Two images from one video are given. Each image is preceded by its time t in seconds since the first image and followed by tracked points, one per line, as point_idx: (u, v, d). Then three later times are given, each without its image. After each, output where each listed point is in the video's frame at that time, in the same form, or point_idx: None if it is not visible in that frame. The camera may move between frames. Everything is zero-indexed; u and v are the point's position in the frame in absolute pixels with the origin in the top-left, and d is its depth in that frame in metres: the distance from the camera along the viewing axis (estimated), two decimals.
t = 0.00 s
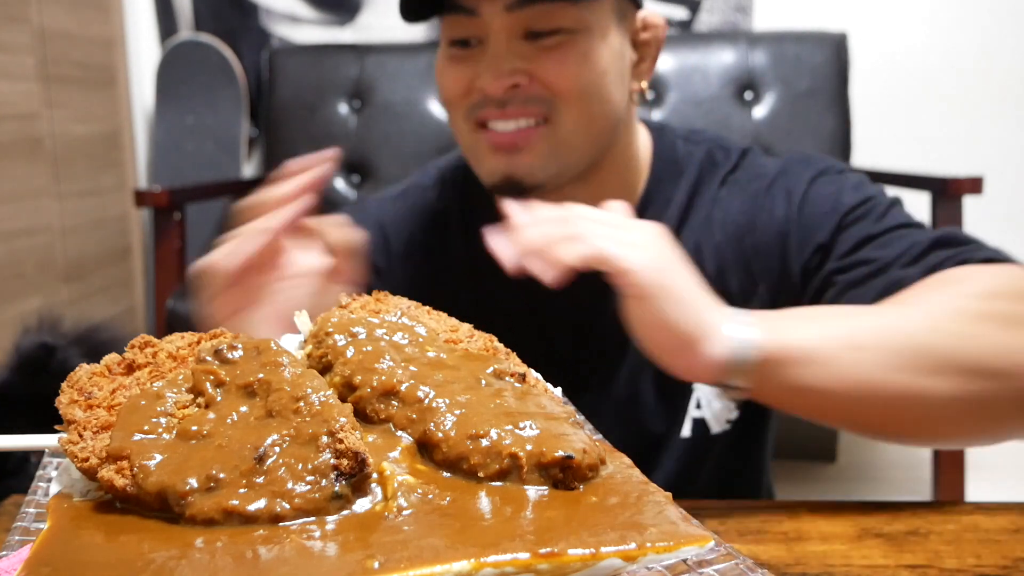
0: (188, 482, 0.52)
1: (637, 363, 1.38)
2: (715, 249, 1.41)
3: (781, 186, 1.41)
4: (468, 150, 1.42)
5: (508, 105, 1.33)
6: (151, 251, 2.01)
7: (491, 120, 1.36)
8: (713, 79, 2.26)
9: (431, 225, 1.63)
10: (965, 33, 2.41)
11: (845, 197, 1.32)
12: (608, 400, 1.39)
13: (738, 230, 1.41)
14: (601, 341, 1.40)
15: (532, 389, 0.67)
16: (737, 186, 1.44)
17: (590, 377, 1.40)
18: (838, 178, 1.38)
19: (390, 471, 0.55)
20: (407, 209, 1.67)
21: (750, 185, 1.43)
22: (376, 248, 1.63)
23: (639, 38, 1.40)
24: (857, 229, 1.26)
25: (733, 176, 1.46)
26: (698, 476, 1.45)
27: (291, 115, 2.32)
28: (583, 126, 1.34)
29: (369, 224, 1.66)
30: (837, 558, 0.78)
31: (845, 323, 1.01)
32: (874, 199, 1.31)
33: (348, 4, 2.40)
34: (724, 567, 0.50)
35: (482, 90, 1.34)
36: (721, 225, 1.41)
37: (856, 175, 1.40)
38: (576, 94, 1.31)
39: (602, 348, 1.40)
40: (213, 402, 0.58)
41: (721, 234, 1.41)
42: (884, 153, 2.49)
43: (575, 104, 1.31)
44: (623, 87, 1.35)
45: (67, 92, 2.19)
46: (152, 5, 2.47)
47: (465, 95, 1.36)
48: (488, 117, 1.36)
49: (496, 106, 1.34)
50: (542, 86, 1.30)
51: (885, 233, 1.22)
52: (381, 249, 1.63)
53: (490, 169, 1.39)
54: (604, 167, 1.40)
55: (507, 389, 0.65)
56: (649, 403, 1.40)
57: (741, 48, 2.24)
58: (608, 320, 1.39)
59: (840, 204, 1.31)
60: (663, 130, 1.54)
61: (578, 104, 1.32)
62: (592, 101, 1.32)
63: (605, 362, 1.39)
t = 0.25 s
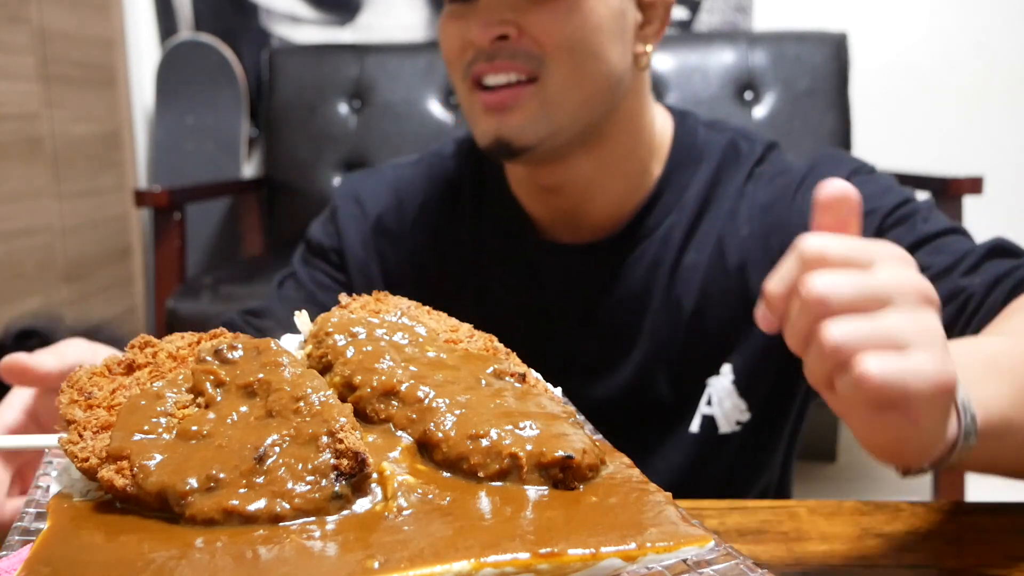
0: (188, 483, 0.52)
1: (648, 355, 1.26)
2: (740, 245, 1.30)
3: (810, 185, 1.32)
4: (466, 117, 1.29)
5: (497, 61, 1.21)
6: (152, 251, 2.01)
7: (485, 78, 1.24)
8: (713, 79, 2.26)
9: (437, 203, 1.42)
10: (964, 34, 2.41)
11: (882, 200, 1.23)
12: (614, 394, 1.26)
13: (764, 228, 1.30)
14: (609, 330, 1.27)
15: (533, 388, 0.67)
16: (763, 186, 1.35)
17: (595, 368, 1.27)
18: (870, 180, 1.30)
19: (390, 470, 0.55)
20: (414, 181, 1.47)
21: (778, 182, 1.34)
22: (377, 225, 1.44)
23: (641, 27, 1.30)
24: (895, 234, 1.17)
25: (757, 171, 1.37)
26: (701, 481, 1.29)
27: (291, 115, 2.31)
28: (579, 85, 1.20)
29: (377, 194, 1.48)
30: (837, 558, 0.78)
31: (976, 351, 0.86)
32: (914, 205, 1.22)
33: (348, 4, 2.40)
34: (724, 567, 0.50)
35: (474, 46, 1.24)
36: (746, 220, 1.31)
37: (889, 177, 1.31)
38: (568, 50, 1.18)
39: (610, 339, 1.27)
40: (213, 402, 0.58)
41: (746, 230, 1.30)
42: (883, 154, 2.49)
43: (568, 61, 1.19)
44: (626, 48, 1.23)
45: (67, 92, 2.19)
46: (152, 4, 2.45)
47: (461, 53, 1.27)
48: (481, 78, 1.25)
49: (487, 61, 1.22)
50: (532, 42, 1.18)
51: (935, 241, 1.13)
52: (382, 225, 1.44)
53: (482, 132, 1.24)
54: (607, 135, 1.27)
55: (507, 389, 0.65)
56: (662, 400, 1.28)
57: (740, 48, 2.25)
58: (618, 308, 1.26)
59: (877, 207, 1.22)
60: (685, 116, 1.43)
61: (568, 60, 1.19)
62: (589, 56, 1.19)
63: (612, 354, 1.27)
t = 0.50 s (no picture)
0: (188, 482, 0.52)
1: (665, 353, 1.24)
2: (766, 246, 1.28)
3: (837, 190, 1.31)
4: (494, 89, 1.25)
5: (531, 34, 1.17)
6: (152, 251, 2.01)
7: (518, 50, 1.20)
8: (713, 80, 2.26)
9: (457, 193, 1.40)
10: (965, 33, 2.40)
11: (910, 212, 1.23)
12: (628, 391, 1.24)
13: (791, 229, 1.29)
14: (628, 326, 1.24)
15: (533, 388, 0.67)
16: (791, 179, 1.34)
17: (610, 364, 1.25)
18: (898, 189, 1.29)
19: (390, 470, 0.55)
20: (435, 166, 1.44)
21: (806, 184, 1.32)
22: (397, 208, 1.42)
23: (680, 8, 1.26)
24: (921, 247, 1.18)
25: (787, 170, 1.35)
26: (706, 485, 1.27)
27: (291, 114, 2.28)
28: (614, 62, 1.17)
29: (397, 174, 1.46)
30: (838, 557, 0.78)
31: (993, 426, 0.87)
32: (944, 218, 1.22)
33: (348, 4, 2.40)
34: (724, 567, 0.49)
35: (507, 16, 1.19)
36: (773, 218, 1.30)
37: (920, 187, 1.31)
38: (607, 25, 1.14)
39: (628, 335, 1.25)
40: (213, 402, 0.58)
41: (774, 230, 1.29)
42: (883, 154, 2.49)
43: (604, 35, 1.15)
44: (664, 26, 1.20)
45: (67, 92, 2.19)
46: (151, 4, 2.43)
47: (493, 24, 1.22)
48: (511, 50, 1.20)
49: (522, 32, 1.18)
50: (569, 16, 1.14)
51: (957, 258, 1.13)
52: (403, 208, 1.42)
53: (512, 104, 1.20)
54: (637, 116, 1.24)
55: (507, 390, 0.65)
56: (675, 402, 1.25)
57: (740, 48, 2.26)
58: (636, 304, 1.24)
59: (905, 217, 1.22)
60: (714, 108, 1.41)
61: (606, 35, 1.15)
62: (628, 33, 1.16)
63: (631, 350, 1.25)
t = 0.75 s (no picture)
0: (188, 483, 0.52)
1: (687, 343, 1.22)
2: (798, 239, 1.27)
3: (870, 184, 1.30)
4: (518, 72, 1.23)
5: (562, 20, 1.15)
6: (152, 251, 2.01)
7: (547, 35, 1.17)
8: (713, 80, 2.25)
9: (478, 180, 1.38)
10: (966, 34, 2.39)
11: (946, 211, 1.21)
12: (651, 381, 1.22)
13: (823, 222, 1.28)
14: (652, 314, 1.23)
15: (533, 389, 0.67)
16: (820, 171, 1.32)
17: (631, 353, 1.23)
18: (932, 187, 1.28)
19: (390, 470, 0.55)
20: (455, 152, 1.43)
21: (838, 178, 1.31)
22: (408, 190, 1.41)
23: None
24: (957, 250, 1.15)
25: (817, 163, 1.34)
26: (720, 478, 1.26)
27: (291, 112, 2.26)
28: (645, 53, 1.16)
29: (410, 156, 1.45)
30: (837, 557, 0.78)
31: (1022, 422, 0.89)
32: (981, 220, 1.19)
33: (348, 3, 2.38)
34: (725, 568, 0.49)
35: None
36: (804, 211, 1.28)
37: (954, 187, 1.29)
38: (640, 15, 1.13)
39: (652, 324, 1.23)
40: (213, 402, 0.58)
41: (805, 222, 1.28)
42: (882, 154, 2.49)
43: (637, 26, 1.13)
44: (698, 18, 1.19)
45: (67, 92, 2.20)
46: (152, 4, 2.42)
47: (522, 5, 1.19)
48: (539, 36, 1.18)
49: (552, 17, 1.16)
50: (604, 2, 1.12)
51: (994, 264, 1.11)
52: (415, 191, 1.41)
53: (536, 91, 1.18)
54: (663, 105, 1.23)
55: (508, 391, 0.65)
56: (695, 396, 1.23)
57: (741, 48, 2.26)
58: (660, 293, 1.23)
59: (942, 217, 1.20)
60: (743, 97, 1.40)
61: (639, 25, 1.13)
62: (661, 23, 1.14)
63: (654, 339, 1.23)
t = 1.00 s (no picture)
0: (188, 483, 0.52)
1: (704, 337, 1.22)
2: (815, 223, 1.28)
3: (883, 167, 1.32)
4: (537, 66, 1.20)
5: (585, 15, 1.12)
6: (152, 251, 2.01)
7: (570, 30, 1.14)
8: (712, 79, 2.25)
9: (485, 171, 1.37)
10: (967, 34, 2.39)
11: (961, 196, 1.26)
12: (672, 377, 1.22)
13: (837, 206, 1.29)
14: (670, 309, 1.22)
15: (533, 389, 0.67)
16: (831, 157, 1.33)
17: (653, 350, 1.23)
18: (944, 170, 1.31)
19: (389, 470, 0.55)
20: (454, 147, 1.41)
21: (850, 162, 1.33)
22: (400, 186, 1.39)
23: None
24: (973, 236, 1.21)
25: (826, 146, 1.35)
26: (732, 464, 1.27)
27: (291, 112, 2.25)
28: (667, 52, 1.13)
29: (403, 150, 1.44)
30: (837, 557, 0.78)
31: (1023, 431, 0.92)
32: (995, 207, 1.25)
33: (348, 3, 2.38)
34: (724, 567, 0.50)
35: None
36: (818, 195, 1.29)
37: (962, 169, 1.33)
38: (665, 12, 1.10)
39: (671, 319, 1.22)
40: (213, 402, 0.58)
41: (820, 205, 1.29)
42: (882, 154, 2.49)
43: (663, 27, 1.11)
44: (722, 19, 1.18)
45: (68, 92, 2.20)
46: (152, 4, 2.43)
47: None
48: (560, 30, 1.15)
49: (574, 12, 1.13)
50: None
51: (1009, 254, 1.18)
52: (406, 188, 1.39)
53: (557, 87, 1.15)
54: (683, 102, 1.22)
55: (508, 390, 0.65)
56: (715, 390, 1.24)
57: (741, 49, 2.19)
58: (677, 288, 1.22)
59: (958, 202, 1.25)
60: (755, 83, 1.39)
61: (666, 25, 1.11)
62: (686, 22, 1.12)
63: (671, 334, 1.22)
